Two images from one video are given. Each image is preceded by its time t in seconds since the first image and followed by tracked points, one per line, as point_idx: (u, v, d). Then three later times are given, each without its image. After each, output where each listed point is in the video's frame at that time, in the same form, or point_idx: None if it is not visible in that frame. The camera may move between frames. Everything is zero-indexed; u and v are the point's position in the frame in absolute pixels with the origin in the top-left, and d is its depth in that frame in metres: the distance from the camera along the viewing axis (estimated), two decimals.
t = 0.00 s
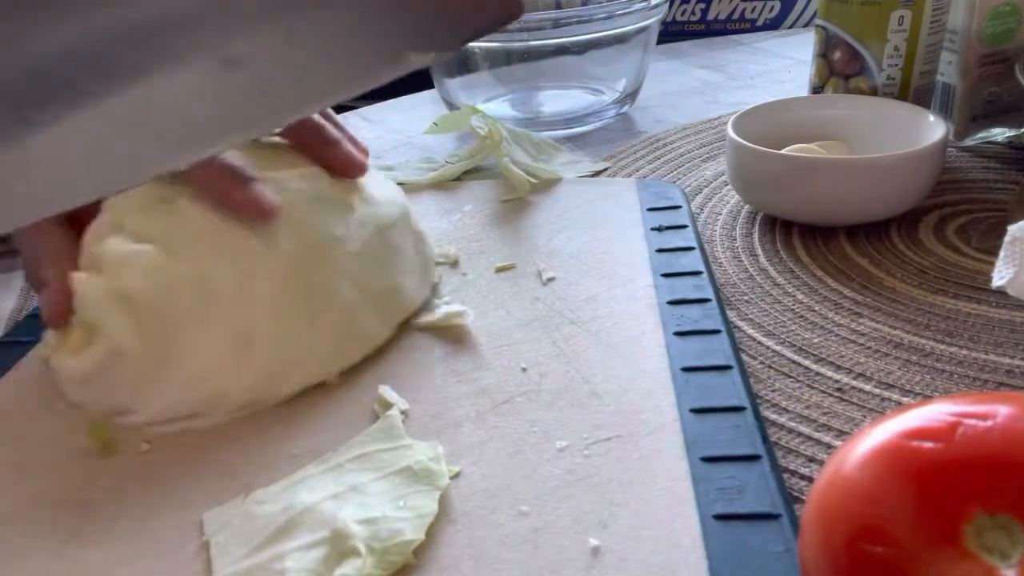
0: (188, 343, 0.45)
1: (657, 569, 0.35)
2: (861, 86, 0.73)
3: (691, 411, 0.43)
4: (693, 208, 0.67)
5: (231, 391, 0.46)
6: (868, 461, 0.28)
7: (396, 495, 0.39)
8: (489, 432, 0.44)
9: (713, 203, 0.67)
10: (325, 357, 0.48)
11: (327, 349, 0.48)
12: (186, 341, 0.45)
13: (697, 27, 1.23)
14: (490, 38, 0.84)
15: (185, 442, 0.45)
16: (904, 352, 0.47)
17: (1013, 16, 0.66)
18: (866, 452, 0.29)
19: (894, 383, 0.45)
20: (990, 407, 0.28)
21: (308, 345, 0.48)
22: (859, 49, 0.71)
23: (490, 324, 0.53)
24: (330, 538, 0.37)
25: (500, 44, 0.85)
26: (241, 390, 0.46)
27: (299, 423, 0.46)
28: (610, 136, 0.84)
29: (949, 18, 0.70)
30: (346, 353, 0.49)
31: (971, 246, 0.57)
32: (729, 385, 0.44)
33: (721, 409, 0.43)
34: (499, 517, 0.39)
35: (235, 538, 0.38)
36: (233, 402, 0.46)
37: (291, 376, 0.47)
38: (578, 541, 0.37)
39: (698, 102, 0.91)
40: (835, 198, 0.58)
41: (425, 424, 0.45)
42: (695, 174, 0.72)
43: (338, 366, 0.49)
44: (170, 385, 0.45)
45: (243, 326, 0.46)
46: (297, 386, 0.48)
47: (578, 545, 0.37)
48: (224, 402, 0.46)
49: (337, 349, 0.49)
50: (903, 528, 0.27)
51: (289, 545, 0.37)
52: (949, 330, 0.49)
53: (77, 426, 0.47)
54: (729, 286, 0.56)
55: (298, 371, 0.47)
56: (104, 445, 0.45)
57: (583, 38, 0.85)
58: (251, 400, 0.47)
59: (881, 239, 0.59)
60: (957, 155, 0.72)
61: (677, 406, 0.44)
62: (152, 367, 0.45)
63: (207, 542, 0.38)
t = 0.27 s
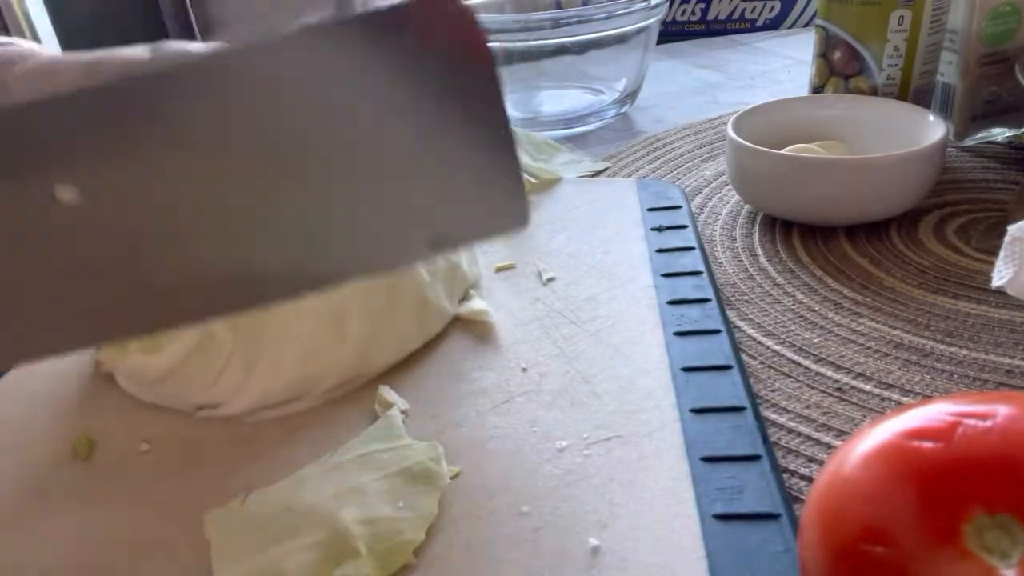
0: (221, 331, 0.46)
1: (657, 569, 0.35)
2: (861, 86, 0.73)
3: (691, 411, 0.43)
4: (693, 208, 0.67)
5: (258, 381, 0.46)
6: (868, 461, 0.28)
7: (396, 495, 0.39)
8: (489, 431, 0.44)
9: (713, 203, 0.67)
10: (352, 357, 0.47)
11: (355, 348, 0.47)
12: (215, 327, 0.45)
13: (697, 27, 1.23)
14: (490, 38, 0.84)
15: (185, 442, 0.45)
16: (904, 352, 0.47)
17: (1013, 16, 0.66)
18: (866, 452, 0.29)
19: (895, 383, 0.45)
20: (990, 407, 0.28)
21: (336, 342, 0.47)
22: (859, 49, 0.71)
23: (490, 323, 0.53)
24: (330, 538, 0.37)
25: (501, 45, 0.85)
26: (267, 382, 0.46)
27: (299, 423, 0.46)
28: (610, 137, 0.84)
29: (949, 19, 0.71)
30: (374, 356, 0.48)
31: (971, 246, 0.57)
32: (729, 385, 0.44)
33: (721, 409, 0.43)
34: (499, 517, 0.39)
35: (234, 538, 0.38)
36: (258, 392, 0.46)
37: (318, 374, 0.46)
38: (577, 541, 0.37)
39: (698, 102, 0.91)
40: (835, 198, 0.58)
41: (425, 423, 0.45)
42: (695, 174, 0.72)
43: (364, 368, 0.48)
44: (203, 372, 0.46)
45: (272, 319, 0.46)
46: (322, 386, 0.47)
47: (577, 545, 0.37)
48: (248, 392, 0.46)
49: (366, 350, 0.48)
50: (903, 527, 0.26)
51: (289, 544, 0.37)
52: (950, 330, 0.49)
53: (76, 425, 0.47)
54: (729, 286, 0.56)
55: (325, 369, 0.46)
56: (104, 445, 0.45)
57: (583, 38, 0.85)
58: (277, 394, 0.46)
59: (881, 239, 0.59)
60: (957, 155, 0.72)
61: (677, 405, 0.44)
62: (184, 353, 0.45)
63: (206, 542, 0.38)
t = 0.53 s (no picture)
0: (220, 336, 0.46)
1: (657, 569, 0.35)
2: (861, 86, 0.72)
3: (692, 411, 0.43)
4: (693, 208, 0.67)
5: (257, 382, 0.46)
6: (868, 461, 0.28)
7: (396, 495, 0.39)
8: (489, 431, 0.44)
9: (713, 203, 0.67)
10: (348, 363, 0.47)
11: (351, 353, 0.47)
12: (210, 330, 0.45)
13: (697, 27, 1.23)
14: (490, 37, 0.83)
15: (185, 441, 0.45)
16: (904, 352, 0.47)
17: (1013, 16, 0.66)
18: (866, 452, 0.29)
19: (894, 383, 0.45)
20: (990, 407, 0.28)
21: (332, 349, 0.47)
22: (859, 49, 0.71)
23: (490, 323, 0.53)
24: (329, 538, 0.37)
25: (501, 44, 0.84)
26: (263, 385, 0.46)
27: (299, 423, 0.46)
28: (610, 137, 0.84)
29: (949, 19, 0.71)
30: (372, 360, 0.48)
31: (971, 246, 0.57)
32: (729, 385, 0.44)
33: (721, 409, 0.43)
34: (499, 518, 0.39)
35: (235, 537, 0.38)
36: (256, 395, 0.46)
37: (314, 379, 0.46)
38: (577, 541, 0.37)
39: (698, 102, 0.91)
40: (835, 198, 0.58)
41: (425, 423, 0.45)
42: (695, 174, 0.72)
43: (362, 372, 0.48)
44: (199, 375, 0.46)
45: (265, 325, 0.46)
46: (318, 392, 0.47)
47: (577, 545, 0.37)
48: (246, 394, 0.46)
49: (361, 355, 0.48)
50: (903, 527, 0.26)
51: (290, 544, 0.37)
52: (949, 330, 0.49)
53: (76, 425, 0.47)
54: (729, 286, 0.56)
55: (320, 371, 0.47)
56: (105, 444, 0.45)
57: (583, 38, 0.85)
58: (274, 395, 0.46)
59: (882, 239, 0.59)
60: (957, 155, 0.72)
61: (677, 406, 0.44)
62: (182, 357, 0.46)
63: (207, 542, 0.38)
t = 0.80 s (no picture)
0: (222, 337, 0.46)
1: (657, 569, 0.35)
2: (861, 86, 0.72)
3: (692, 411, 0.43)
4: (693, 208, 0.67)
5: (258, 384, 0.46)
6: (869, 460, 0.28)
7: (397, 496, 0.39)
8: (489, 431, 0.44)
9: (713, 203, 0.67)
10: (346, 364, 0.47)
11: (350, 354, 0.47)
12: (211, 330, 0.46)
13: (697, 27, 1.23)
14: (490, 37, 0.83)
15: (185, 441, 0.45)
16: (904, 352, 0.47)
17: (1013, 16, 0.66)
18: (867, 452, 0.29)
19: (894, 383, 0.45)
20: (990, 407, 0.28)
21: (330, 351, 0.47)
22: (859, 49, 0.71)
23: (489, 323, 0.53)
24: (328, 538, 0.37)
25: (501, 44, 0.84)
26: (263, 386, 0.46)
27: (300, 423, 0.46)
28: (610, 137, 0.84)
29: (949, 19, 0.71)
30: (371, 361, 0.48)
31: (971, 246, 0.57)
32: (729, 385, 0.44)
33: (721, 409, 0.43)
34: (499, 518, 0.39)
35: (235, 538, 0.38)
36: (256, 396, 0.46)
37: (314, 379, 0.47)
38: (576, 541, 0.37)
39: (698, 102, 0.90)
40: (835, 198, 0.58)
41: (426, 423, 0.45)
42: (695, 174, 0.72)
43: (362, 372, 0.48)
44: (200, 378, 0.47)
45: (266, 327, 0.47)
46: (317, 393, 0.47)
47: (576, 545, 0.37)
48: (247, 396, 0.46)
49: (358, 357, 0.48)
50: (904, 528, 0.26)
51: (290, 545, 0.37)
52: (949, 330, 0.49)
53: (77, 425, 0.47)
54: (729, 286, 0.56)
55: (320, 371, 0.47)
56: (106, 444, 0.45)
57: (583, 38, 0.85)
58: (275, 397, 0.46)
59: (882, 239, 0.59)
60: (956, 155, 0.72)
61: (677, 405, 0.44)
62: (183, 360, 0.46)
63: (207, 542, 0.38)
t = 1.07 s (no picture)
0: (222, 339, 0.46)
1: (658, 568, 0.35)
2: (861, 86, 0.72)
3: (692, 411, 0.43)
4: (693, 208, 0.67)
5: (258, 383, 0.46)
6: (869, 460, 0.28)
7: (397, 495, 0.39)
8: (489, 431, 0.44)
9: (713, 203, 0.67)
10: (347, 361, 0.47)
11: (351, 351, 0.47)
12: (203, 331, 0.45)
13: (697, 27, 1.23)
14: (490, 37, 0.83)
15: (186, 440, 0.45)
16: (904, 352, 0.47)
17: (1014, 16, 0.66)
18: (867, 452, 0.29)
19: (894, 383, 0.45)
20: (990, 407, 0.28)
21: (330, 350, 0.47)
22: (859, 49, 0.71)
23: (489, 323, 0.53)
24: (328, 538, 0.37)
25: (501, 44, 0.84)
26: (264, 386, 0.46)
27: (300, 423, 0.46)
28: (610, 136, 0.84)
29: (949, 19, 0.71)
30: (371, 360, 0.48)
31: (971, 246, 0.57)
32: (729, 385, 0.44)
33: (721, 409, 0.43)
34: (498, 517, 0.39)
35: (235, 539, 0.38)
36: (257, 396, 0.46)
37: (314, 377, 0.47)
38: (576, 541, 0.37)
39: (698, 102, 0.91)
40: (835, 198, 0.58)
41: (426, 423, 0.45)
42: (695, 174, 0.72)
43: (362, 370, 0.48)
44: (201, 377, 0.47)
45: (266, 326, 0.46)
46: (318, 392, 0.47)
47: (576, 544, 0.37)
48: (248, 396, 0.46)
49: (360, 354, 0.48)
50: (904, 529, 0.26)
51: (289, 544, 0.37)
52: (949, 330, 0.49)
53: (77, 425, 0.47)
54: (729, 286, 0.56)
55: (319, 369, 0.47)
56: (106, 444, 0.46)
57: (583, 38, 0.85)
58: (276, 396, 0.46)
59: (882, 239, 0.59)
60: (957, 155, 0.72)
61: (677, 406, 0.44)
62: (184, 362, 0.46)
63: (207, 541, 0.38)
